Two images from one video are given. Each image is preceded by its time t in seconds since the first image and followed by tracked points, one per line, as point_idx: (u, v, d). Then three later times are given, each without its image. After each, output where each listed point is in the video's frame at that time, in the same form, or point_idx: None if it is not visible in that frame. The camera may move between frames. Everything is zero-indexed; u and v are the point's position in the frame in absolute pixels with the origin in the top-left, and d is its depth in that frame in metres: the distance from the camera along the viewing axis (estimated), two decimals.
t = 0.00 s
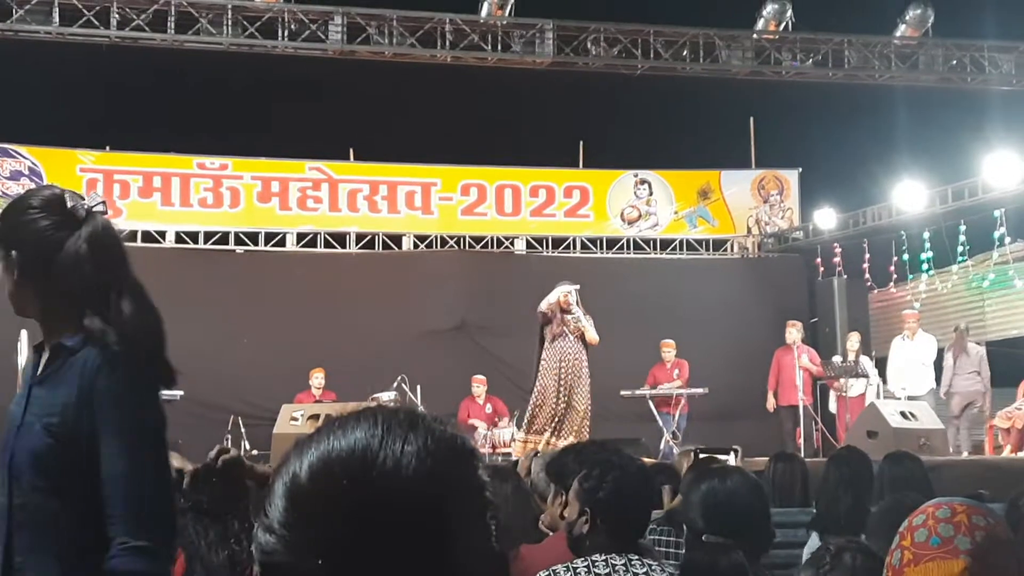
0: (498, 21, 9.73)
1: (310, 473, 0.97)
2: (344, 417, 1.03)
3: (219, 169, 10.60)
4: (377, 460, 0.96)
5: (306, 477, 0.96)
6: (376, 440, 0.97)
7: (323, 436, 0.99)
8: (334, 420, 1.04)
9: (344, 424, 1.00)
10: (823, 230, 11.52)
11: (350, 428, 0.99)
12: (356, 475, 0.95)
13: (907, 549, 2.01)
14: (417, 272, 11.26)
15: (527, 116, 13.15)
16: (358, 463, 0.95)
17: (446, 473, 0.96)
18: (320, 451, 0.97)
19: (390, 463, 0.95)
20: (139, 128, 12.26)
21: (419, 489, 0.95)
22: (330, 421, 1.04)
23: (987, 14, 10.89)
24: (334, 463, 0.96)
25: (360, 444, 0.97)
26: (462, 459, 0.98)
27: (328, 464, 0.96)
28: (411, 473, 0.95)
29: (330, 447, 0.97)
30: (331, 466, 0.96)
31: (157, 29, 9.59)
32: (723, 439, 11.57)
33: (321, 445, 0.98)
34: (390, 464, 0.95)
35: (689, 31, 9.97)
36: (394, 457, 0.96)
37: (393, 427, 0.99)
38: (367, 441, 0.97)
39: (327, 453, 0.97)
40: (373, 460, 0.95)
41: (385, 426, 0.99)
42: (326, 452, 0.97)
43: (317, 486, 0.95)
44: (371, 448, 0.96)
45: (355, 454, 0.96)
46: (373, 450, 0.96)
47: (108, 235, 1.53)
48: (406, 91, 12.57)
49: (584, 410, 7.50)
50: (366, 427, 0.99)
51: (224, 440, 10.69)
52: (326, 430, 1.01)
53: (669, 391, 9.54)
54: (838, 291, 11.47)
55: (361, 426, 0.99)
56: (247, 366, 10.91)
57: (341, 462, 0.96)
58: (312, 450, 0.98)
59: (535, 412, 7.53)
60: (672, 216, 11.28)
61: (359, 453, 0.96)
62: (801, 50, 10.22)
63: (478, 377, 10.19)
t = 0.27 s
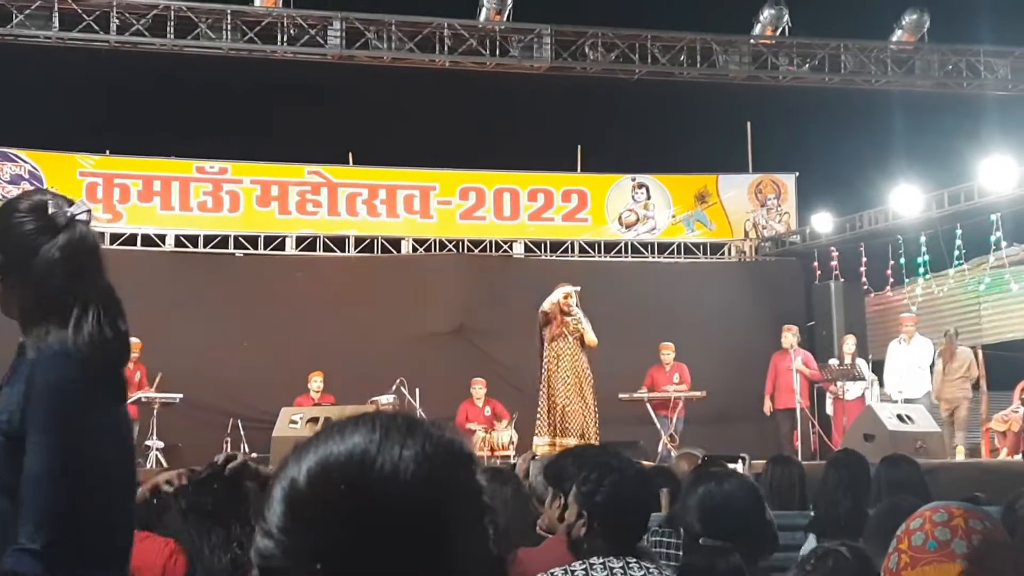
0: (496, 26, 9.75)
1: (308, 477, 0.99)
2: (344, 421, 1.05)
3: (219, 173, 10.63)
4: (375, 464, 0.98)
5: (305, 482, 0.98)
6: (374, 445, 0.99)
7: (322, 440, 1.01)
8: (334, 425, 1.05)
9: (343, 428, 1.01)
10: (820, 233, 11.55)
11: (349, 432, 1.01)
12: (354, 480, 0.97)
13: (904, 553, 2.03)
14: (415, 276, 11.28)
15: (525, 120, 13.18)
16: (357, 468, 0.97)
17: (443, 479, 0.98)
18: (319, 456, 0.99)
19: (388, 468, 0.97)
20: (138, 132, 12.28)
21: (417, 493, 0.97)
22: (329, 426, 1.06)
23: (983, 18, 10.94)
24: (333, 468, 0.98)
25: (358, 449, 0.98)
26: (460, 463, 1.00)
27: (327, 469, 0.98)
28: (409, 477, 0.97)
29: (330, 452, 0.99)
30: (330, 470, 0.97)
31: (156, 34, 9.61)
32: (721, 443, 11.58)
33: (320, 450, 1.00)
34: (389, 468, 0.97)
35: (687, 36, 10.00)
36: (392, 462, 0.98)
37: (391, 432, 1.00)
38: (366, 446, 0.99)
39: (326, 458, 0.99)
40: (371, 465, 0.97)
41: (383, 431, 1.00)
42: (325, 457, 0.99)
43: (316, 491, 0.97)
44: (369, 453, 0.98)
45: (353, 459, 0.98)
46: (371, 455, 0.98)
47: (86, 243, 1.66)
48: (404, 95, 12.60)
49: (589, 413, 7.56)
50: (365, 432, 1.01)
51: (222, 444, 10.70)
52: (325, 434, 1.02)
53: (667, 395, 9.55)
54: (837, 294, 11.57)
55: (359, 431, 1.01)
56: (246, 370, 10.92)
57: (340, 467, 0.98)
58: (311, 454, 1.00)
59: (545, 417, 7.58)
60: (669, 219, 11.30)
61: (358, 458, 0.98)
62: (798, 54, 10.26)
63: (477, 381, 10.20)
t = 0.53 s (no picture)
0: (495, 31, 9.76)
1: (306, 483, 0.98)
2: (341, 425, 1.04)
3: (217, 177, 10.61)
4: (374, 470, 0.97)
5: (303, 487, 0.97)
6: (372, 450, 0.98)
7: (320, 445, 1.00)
8: (331, 429, 1.05)
9: (341, 433, 1.01)
10: (818, 237, 11.48)
11: (346, 438, 1.00)
12: (352, 486, 0.96)
13: (902, 558, 2.03)
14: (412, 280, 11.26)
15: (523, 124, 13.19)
16: (355, 474, 0.96)
17: (442, 484, 0.98)
18: (317, 461, 0.98)
19: (387, 473, 0.97)
20: (136, 136, 12.26)
21: (416, 499, 0.96)
22: (326, 431, 1.05)
23: (981, 23, 10.96)
24: (331, 474, 0.97)
25: (356, 454, 0.98)
26: (458, 470, 1.00)
27: (325, 474, 0.97)
28: (407, 484, 0.96)
29: (327, 458, 0.98)
30: (328, 476, 0.97)
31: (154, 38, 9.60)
32: (719, 447, 11.58)
33: (317, 455, 0.99)
34: (387, 473, 0.97)
35: (685, 41, 10.01)
36: (391, 468, 0.97)
37: (389, 437, 1.00)
38: (363, 452, 0.98)
39: (324, 463, 0.98)
40: (369, 470, 0.97)
41: (380, 436, 1.00)
42: (322, 462, 0.98)
43: (313, 497, 0.96)
44: (367, 458, 0.98)
45: (352, 465, 0.97)
46: (369, 460, 0.98)
47: (62, 254, 1.47)
48: (402, 99, 12.60)
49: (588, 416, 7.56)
50: (362, 437, 1.00)
51: (220, 448, 10.68)
52: (323, 439, 1.01)
53: (665, 399, 9.55)
54: (834, 297, 11.54)
55: (357, 436, 1.00)
56: (244, 374, 10.91)
57: (339, 472, 0.97)
58: (309, 459, 0.99)
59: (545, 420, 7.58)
60: (667, 224, 11.31)
61: (356, 464, 0.97)
62: (797, 59, 10.27)
63: (475, 386, 10.19)
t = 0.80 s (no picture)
0: (492, 35, 9.77)
1: (304, 487, 0.98)
2: (339, 429, 1.04)
3: (214, 181, 10.60)
4: (371, 474, 0.97)
5: (301, 491, 0.97)
6: (370, 454, 0.98)
7: (318, 449, 1.00)
8: (329, 433, 1.05)
9: (338, 437, 1.01)
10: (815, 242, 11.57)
11: (344, 441, 1.00)
12: (350, 490, 0.96)
13: (899, 562, 2.02)
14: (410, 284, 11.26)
15: (520, 128, 13.20)
16: (352, 478, 0.97)
17: (439, 488, 0.98)
18: (315, 465, 0.99)
19: (384, 477, 0.97)
20: (133, 140, 12.26)
21: (414, 503, 0.96)
22: (324, 434, 1.05)
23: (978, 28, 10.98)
24: (329, 478, 0.97)
25: (354, 458, 0.98)
26: (455, 474, 1.00)
27: (322, 478, 0.97)
28: (405, 488, 0.97)
29: (325, 461, 0.98)
30: (326, 480, 0.97)
31: (152, 42, 9.60)
32: (716, 451, 11.57)
33: (315, 459, 0.99)
34: (384, 477, 0.97)
35: (682, 45, 10.02)
36: (388, 472, 0.97)
37: (387, 441, 1.00)
38: (361, 455, 0.98)
39: (322, 467, 0.98)
40: (367, 474, 0.97)
41: (378, 440, 1.00)
42: (320, 466, 0.98)
43: (312, 500, 0.96)
44: (365, 462, 0.98)
45: (349, 469, 0.97)
46: (367, 464, 0.98)
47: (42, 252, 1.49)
48: (399, 103, 12.61)
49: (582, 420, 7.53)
50: (359, 441, 1.00)
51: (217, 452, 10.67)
52: (321, 443, 1.01)
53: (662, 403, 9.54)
54: (831, 303, 11.55)
55: (355, 440, 1.00)
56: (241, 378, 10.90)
57: (336, 476, 0.97)
58: (307, 463, 0.99)
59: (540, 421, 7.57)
60: (664, 228, 11.31)
61: (354, 468, 0.97)
62: (794, 63, 10.26)
63: (472, 390, 10.18)
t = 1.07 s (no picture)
0: (489, 39, 9.77)
1: (301, 491, 0.98)
2: (336, 434, 1.04)
3: (211, 185, 10.60)
4: (368, 478, 0.97)
5: (298, 495, 0.97)
6: (368, 459, 0.98)
7: (315, 454, 1.00)
8: (326, 438, 1.05)
9: (336, 442, 1.01)
10: (812, 244, 11.47)
11: (342, 446, 1.00)
12: (348, 494, 0.96)
13: (897, 567, 2.02)
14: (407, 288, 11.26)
15: (517, 132, 13.20)
16: (350, 483, 0.96)
17: (437, 492, 0.98)
18: (313, 470, 0.99)
19: (381, 482, 0.97)
20: (130, 144, 12.25)
21: (411, 508, 0.96)
22: (321, 440, 1.05)
23: (975, 32, 11.00)
24: (327, 482, 0.97)
25: (351, 463, 0.98)
26: (453, 478, 1.00)
27: (320, 483, 0.97)
28: (402, 492, 0.96)
29: (322, 466, 0.98)
30: (323, 485, 0.97)
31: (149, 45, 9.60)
32: (714, 455, 11.56)
33: (313, 464, 0.99)
34: (382, 482, 0.97)
35: (679, 49, 10.03)
36: (386, 476, 0.97)
37: (385, 446, 1.00)
38: (358, 461, 0.98)
39: (320, 472, 0.98)
40: (364, 479, 0.97)
41: (376, 445, 1.00)
42: (318, 471, 0.98)
43: (309, 505, 0.96)
44: (362, 467, 0.98)
45: (347, 474, 0.97)
46: (364, 469, 0.98)
47: (42, 253, 1.42)
48: (396, 106, 12.61)
49: (580, 421, 7.52)
50: (357, 446, 1.00)
51: (214, 455, 10.64)
52: (318, 449, 1.01)
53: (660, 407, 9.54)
54: (828, 307, 11.51)
55: (353, 445, 1.00)
56: (238, 381, 10.87)
57: (334, 481, 0.97)
58: (305, 468, 0.99)
59: (538, 425, 7.50)
60: (661, 232, 11.32)
61: (352, 472, 0.97)
62: (790, 67, 10.28)
63: (470, 393, 10.17)
